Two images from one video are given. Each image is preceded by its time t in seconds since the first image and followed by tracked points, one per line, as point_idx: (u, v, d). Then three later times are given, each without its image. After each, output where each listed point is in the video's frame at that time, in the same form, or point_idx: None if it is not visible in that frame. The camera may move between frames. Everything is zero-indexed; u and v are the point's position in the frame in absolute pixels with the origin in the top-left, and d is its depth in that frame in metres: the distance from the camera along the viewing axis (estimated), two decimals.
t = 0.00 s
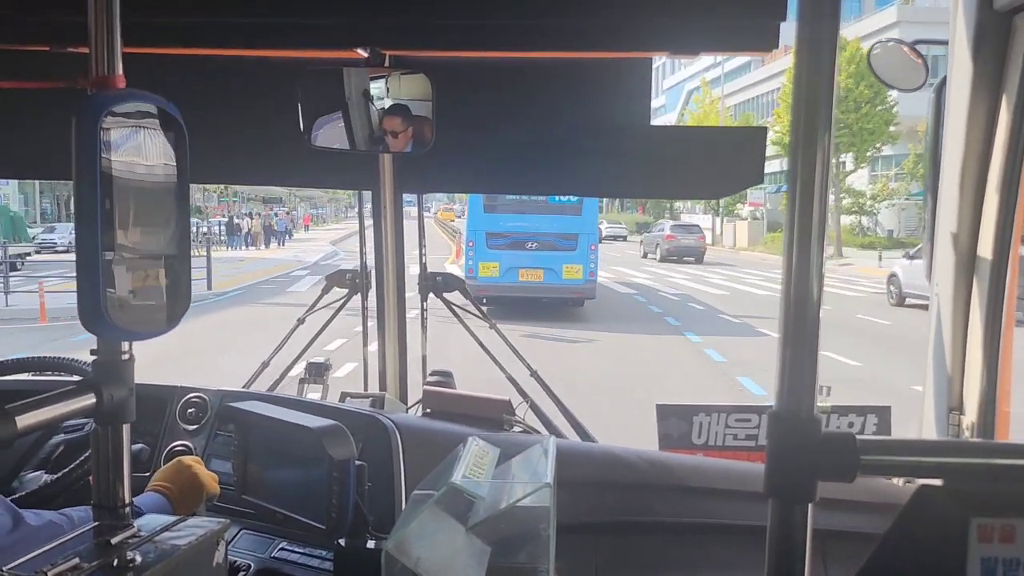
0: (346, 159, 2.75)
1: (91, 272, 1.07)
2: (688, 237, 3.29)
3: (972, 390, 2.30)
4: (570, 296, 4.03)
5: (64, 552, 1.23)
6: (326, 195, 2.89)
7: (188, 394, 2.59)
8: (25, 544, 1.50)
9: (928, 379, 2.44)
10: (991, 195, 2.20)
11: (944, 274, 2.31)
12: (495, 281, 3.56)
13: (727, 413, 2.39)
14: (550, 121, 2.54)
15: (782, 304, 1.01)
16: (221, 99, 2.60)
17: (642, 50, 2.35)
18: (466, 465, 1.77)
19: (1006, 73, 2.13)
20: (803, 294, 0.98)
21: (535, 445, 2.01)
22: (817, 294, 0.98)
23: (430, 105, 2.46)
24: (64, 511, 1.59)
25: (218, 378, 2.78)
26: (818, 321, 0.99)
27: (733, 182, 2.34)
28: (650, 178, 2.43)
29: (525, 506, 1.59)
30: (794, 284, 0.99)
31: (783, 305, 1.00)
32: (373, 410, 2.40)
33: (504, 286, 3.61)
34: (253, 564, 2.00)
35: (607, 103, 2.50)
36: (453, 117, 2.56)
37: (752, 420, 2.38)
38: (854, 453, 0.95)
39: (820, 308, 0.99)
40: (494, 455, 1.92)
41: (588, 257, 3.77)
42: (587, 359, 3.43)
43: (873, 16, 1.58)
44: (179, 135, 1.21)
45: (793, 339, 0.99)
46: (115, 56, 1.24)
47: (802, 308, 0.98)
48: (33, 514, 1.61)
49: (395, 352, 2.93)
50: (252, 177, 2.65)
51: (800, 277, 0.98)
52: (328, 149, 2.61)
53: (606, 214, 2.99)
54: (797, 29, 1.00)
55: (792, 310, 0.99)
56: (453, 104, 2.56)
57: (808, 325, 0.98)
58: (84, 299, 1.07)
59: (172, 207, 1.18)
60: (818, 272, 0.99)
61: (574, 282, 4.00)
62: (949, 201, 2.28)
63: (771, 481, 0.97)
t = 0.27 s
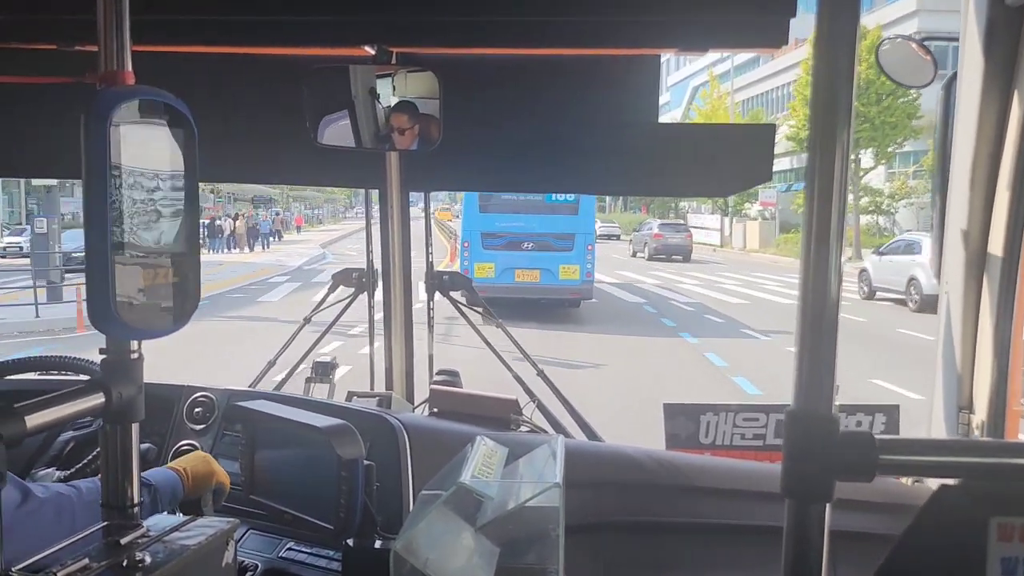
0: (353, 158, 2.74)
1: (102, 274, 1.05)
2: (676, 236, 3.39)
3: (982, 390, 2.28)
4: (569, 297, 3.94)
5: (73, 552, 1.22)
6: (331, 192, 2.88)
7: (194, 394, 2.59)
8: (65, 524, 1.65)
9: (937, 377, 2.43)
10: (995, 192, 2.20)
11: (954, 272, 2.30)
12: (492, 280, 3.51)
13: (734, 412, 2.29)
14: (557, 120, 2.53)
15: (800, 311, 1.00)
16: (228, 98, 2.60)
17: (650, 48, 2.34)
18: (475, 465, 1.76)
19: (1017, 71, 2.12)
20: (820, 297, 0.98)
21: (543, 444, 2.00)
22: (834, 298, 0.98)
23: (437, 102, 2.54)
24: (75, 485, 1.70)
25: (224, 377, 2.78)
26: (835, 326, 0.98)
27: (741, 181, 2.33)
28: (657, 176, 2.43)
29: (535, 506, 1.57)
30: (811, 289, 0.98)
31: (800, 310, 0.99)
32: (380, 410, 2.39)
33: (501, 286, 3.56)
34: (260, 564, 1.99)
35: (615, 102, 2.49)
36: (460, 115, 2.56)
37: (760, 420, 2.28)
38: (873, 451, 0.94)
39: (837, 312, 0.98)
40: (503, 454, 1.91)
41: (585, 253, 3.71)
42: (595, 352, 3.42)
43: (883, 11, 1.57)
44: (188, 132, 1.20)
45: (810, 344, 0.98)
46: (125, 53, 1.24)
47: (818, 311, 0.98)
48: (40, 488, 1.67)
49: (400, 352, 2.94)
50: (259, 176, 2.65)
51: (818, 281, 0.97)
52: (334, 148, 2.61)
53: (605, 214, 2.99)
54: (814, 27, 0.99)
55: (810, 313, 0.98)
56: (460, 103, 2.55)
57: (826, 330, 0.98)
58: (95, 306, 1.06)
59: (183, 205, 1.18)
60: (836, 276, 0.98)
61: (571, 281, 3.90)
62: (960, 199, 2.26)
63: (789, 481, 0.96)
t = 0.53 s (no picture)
0: (359, 158, 2.74)
1: (113, 272, 1.05)
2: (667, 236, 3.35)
3: (990, 393, 2.27)
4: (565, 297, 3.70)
5: (83, 551, 1.22)
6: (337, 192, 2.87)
7: (200, 394, 2.59)
8: (66, 516, 1.65)
9: (946, 378, 2.43)
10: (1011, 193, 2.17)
11: (962, 274, 2.29)
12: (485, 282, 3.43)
13: (741, 414, 2.31)
14: (563, 121, 2.53)
15: (813, 320, 0.99)
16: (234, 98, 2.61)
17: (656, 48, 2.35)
18: (482, 465, 1.76)
19: None
20: (833, 303, 0.98)
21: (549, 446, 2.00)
22: (846, 306, 0.98)
23: (445, 104, 2.48)
24: (80, 479, 1.72)
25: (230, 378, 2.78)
26: (848, 330, 0.98)
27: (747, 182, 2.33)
28: (664, 177, 2.43)
29: (542, 507, 1.56)
30: (824, 295, 0.98)
31: (813, 317, 0.99)
32: (385, 411, 2.39)
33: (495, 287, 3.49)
34: (265, 565, 1.99)
35: (621, 102, 2.50)
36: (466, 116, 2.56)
37: (766, 421, 2.30)
38: (885, 452, 0.95)
39: (851, 316, 0.98)
40: (509, 455, 1.91)
41: (581, 252, 3.48)
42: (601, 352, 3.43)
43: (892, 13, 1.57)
44: (199, 131, 1.19)
45: (823, 353, 0.98)
46: (136, 54, 1.24)
47: (831, 318, 0.98)
48: (44, 480, 1.71)
49: (406, 354, 2.91)
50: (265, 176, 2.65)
51: (831, 288, 0.97)
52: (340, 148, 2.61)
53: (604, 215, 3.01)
54: (826, 29, 0.99)
55: (822, 319, 0.98)
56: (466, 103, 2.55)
57: (839, 335, 0.97)
58: (105, 300, 1.07)
59: (193, 205, 1.17)
60: (850, 283, 0.98)
61: (568, 281, 3.69)
62: (967, 202, 2.26)
63: (802, 482, 0.96)
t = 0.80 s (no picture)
0: (362, 158, 2.72)
1: (114, 268, 1.04)
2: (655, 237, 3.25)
3: (996, 396, 2.26)
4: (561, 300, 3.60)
5: (84, 551, 1.20)
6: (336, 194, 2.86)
7: (201, 395, 2.58)
8: (70, 511, 1.73)
9: (953, 379, 2.41)
10: None
11: (969, 277, 2.29)
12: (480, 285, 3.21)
13: (745, 416, 2.27)
14: (567, 122, 2.52)
15: (826, 324, 0.98)
16: (235, 96, 2.58)
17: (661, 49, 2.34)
18: (487, 466, 1.75)
19: None
20: (847, 307, 0.96)
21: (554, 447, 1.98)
22: (860, 310, 0.96)
23: (447, 104, 2.44)
24: (77, 476, 1.79)
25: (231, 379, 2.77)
26: (862, 333, 0.96)
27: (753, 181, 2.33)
28: (668, 178, 2.43)
29: (547, 508, 1.54)
30: (837, 300, 0.97)
31: (826, 321, 0.97)
32: (388, 412, 2.38)
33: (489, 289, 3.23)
34: (267, 567, 1.99)
35: (626, 102, 2.49)
36: (471, 116, 2.54)
37: (770, 424, 2.27)
38: (900, 451, 0.94)
39: (865, 319, 0.97)
40: (513, 456, 1.90)
41: (576, 252, 3.44)
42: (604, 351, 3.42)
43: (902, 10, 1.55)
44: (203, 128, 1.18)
45: (837, 358, 0.96)
46: (139, 49, 1.22)
47: (844, 321, 0.96)
48: (44, 476, 1.77)
49: (410, 354, 2.90)
50: (268, 176, 2.64)
51: (845, 292, 0.96)
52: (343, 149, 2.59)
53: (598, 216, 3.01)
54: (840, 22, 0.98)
55: (835, 324, 0.97)
56: (470, 103, 2.54)
57: (852, 338, 0.96)
58: (105, 300, 1.05)
59: (196, 203, 1.16)
60: (864, 286, 0.96)
61: (564, 285, 3.57)
62: (975, 203, 2.25)
63: (815, 481, 0.95)
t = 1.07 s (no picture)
0: (362, 159, 2.72)
1: (112, 268, 1.04)
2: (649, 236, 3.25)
3: (996, 398, 2.26)
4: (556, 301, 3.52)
5: (82, 552, 1.20)
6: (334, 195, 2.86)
7: (200, 397, 2.58)
8: (67, 510, 1.73)
9: (954, 379, 2.40)
10: None
11: (969, 279, 2.28)
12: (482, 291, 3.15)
13: (745, 418, 2.27)
14: (568, 123, 2.52)
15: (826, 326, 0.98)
16: (235, 97, 2.58)
17: (661, 50, 2.34)
18: (487, 467, 1.75)
19: None
20: (848, 308, 0.96)
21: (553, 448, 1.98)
22: (861, 311, 0.96)
23: (446, 105, 2.46)
24: (75, 478, 1.80)
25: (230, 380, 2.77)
26: (864, 335, 0.96)
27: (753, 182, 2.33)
28: (669, 179, 2.42)
29: (546, 509, 1.53)
30: (838, 302, 0.96)
31: (827, 322, 0.97)
32: (387, 413, 2.37)
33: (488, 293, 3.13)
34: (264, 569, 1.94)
35: (626, 103, 2.49)
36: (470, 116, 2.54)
37: (770, 425, 2.27)
38: (901, 452, 0.93)
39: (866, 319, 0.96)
40: (513, 457, 1.90)
41: (574, 252, 3.38)
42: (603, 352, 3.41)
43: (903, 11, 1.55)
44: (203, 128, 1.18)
45: (839, 360, 0.96)
46: (138, 49, 1.22)
47: (846, 324, 0.96)
48: (43, 478, 1.79)
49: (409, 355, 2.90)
50: (268, 177, 2.64)
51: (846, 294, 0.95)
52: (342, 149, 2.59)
53: (594, 217, 3.01)
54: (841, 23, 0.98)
55: (836, 324, 0.96)
56: (470, 104, 2.54)
57: (854, 339, 0.96)
58: (103, 298, 1.04)
59: (195, 204, 1.16)
60: (865, 288, 0.96)
61: (560, 285, 3.48)
62: (975, 205, 2.25)
63: (816, 483, 0.94)
